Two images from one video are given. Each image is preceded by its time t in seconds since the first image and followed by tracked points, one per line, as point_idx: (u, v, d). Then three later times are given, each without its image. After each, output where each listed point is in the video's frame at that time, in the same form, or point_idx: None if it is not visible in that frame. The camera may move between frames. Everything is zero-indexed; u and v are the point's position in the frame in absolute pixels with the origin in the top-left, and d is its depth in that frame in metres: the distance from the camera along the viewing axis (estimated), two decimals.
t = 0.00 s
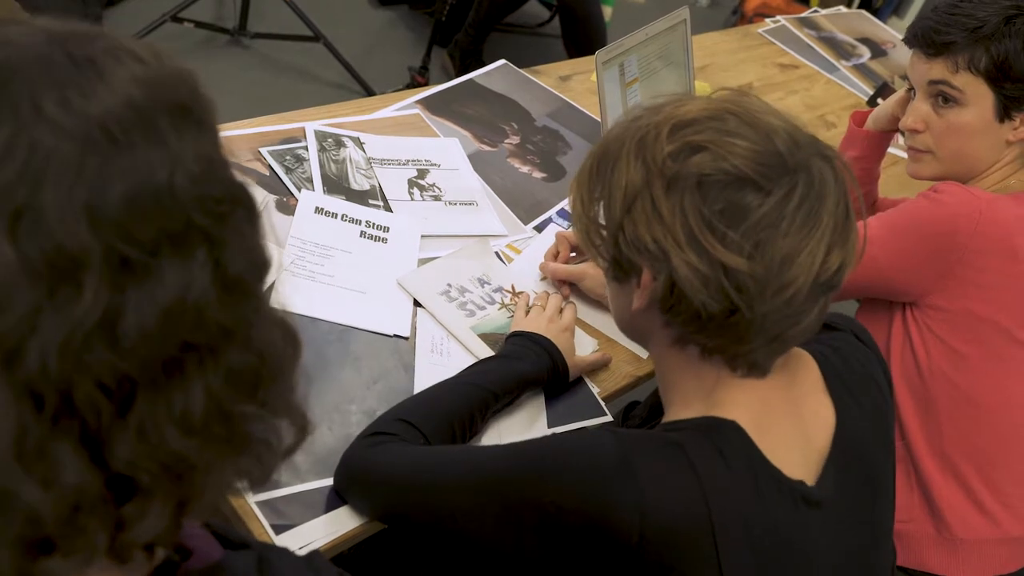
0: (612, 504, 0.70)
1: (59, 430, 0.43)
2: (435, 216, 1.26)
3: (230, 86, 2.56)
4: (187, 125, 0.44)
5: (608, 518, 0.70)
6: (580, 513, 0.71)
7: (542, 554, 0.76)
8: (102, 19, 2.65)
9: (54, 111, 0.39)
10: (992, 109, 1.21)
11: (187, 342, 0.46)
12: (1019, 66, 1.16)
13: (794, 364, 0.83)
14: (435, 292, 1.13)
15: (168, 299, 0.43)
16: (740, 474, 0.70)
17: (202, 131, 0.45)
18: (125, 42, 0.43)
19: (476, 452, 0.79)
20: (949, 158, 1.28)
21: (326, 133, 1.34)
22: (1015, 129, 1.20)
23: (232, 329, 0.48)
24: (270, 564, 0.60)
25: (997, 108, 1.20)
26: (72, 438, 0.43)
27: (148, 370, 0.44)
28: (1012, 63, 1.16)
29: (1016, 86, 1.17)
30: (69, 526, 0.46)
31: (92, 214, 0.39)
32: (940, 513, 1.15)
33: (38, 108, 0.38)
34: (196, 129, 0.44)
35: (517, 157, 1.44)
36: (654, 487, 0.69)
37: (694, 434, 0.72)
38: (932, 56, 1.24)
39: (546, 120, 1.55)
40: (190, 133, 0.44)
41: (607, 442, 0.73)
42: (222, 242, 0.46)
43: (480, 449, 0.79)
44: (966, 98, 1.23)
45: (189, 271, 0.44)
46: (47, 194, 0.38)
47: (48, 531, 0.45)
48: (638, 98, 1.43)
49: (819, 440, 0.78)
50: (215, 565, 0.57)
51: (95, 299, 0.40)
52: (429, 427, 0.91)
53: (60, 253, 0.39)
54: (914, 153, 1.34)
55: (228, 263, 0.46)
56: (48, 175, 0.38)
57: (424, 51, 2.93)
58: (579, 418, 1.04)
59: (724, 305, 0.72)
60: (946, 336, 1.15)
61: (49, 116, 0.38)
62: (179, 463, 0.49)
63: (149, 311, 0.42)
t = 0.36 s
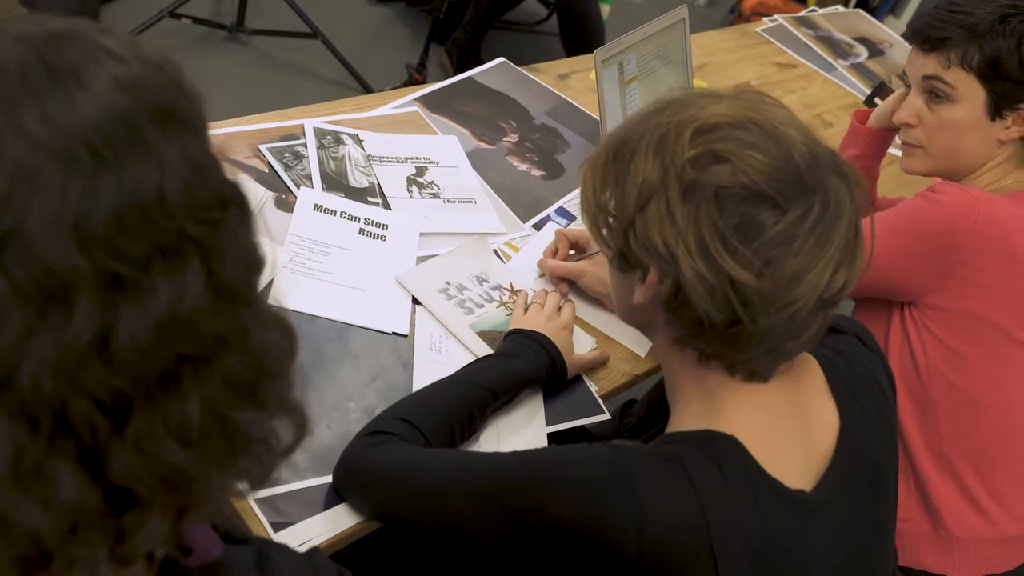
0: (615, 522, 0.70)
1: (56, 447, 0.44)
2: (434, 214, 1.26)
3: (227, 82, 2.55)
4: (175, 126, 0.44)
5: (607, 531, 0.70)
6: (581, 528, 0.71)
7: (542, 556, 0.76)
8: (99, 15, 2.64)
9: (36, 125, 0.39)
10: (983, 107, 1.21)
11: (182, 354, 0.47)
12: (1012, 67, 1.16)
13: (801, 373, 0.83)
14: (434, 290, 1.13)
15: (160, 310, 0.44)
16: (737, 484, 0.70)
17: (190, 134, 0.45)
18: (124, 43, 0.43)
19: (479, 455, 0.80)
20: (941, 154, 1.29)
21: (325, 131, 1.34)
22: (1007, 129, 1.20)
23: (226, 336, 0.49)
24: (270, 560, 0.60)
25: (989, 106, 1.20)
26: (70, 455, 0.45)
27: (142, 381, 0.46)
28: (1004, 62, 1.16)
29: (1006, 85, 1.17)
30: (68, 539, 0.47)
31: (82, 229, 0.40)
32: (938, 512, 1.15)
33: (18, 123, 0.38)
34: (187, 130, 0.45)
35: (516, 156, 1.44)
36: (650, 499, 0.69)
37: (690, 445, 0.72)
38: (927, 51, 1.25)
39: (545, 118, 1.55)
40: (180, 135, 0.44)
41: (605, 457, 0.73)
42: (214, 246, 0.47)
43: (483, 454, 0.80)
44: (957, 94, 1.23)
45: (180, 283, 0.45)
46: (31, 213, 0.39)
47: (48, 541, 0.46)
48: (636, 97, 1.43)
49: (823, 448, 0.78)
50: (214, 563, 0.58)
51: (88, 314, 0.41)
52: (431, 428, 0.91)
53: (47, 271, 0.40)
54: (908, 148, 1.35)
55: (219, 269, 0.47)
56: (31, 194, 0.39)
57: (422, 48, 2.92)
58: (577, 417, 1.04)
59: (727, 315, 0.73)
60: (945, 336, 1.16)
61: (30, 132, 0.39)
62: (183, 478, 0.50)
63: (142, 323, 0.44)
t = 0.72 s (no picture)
0: None
1: None
2: (418, 214, 1.26)
3: (210, 81, 2.54)
4: (140, 114, 0.42)
5: None
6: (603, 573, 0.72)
7: None
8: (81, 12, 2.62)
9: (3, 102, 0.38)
10: (954, 104, 1.22)
11: (141, 340, 0.43)
12: (986, 69, 1.19)
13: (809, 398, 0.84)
14: (418, 291, 1.13)
15: (111, 294, 0.41)
16: (759, 522, 0.70)
17: (158, 120, 0.43)
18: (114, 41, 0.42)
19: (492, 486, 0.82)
20: (916, 150, 1.29)
21: (310, 130, 1.33)
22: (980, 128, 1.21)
23: (188, 330, 0.46)
24: (253, 560, 0.60)
25: (961, 103, 1.22)
26: (12, 432, 0.41)
27: (87, 369, 0.42)
28: (975, 60, 1.19)
29: (975, 81, 1.20)
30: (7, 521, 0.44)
31: (32, 200, 0.38)
32: (919, 508, 1.16)
33: None
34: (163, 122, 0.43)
35: (501, 157, 1.44)
36: (675, 547, 0.69)
37: (708, 487, 0.72)
38: (907, 47, 1.28)
39: (530, 119, 1.55)
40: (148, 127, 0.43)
41: (627, 505, 0.73)
42: (179, 230, 0.44)
43: (493, 486, 0.82)
44: (930, 89, 1.25)
45: (138, 266, 0.42)
46: None
47: None
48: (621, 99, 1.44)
49: (832, 473, 0.79)
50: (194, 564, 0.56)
51: (28, 288, 0.38)
52: (438, 446, 0.91)
53: None
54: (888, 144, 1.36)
55: (179, 258, 0.44)
56: None
57: (408, 48, 2.92)
58: (562, 418, 1.04)
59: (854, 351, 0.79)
60: (943, 345, 1.15)
61: None
62: (130, 476, 0.47)
63: (91, 307, 0.41)
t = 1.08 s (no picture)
0: None
1: None
2: (406, 212, 1.26)
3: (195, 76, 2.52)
4: (156, 145, 0.46)
5: None
6: None
7: None
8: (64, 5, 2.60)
9: None
10: (955, 107, 1.23)
11: (138, 336, 0.48)
12: (988, 73, 1.19)
13: (808, 402, 0.84)
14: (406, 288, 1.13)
15: (89, 296, 0.44)
16: (755, 530, 0.71)
17: (150, 138, 0.45)
18: (98, 45, 0.45)
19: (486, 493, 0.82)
20: (914, 152, 1.29)
21: (297, 126, 1.33)
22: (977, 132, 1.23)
23: (166, 334, 0.49)
24: (232, 549, 0.60)
25: (962, 107, 1.22)
26: None
27: (57, 365, 0.45)
28: (978, 64, 1.20)
29: (977, 86, 1.20)
30: None
31: (35, 184, 0.42)
32: (907, 508, 1.17)
33: None
34: (170, 144, 0.46)
35: (489, 155, 1.44)
36: (676, 554, 0.69)
37: (701, 492, 0.73)
38: (908, 49, 1.28)
39: (517, 117, 1.55)
40: (150, 146, 0.45)
41: (626, 512, 0.73)
42: (171, 250, 0.47)
43: (490, 492, 0.82)
44: (932, 92, 1.25)
45: (113, 274, 0.45)
46: None
47: None
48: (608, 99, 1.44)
49: (828, 479, 0.79)
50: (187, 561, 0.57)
51: (5, 269, 0.42)
52: (430, 450, 0.92)
53: None
54: (883, 145, 1.36)
55: (167, 281, 0.48)
56: None
57: (394, 45, 2.91)
58: (548, 415, 1.04)
59: (853, 353, 0.79)
60: (934, 354, 1.15)
61: None
62: (85, 478, 0.49)
63: (66, 304, 0.44)
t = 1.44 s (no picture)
0: (616, 559, 0.71)
1: None
2: (392, 191, 1.25)
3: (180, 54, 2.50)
4: (144, 124, 0.47)
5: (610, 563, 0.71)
6: (580, 556, 0.72)
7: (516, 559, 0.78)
8: None
9: None
10: (975, 97, 1.20)
11: (117, 314, 0.48)
12: (1003, 58, 1.18)
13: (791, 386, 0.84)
14: (391, 268, 1.13)
15: (68, 272, 0.45)
16: (735, 509, 0.72)
17: (136, 117, 0.46)
18: (87, 20, 0.46)
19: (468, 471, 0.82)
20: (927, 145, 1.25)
21: (283, 104, 1.32)
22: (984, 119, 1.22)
23: (148, 314, 0.50)
24: (216, 522, 0.60)
25: (979, 95, 1.20)
26: None
27: (35, 342, 0.46)
28: (996, 52, 1.18)
29: (995, 75, 1.19)
30: None
31: (17, 156, 0.42)
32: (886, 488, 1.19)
33: None
34: (159, 122, 0.47)
35: (475, 135, 1.43)
36: (657, 533, 0.70)
37: (684, 473, 0.73)
38: (922, 39, 1.21)
39: (504, 98, 1.55)
40: (138, 125, 0.47)
41: (609, 492, 0.74)
42: (155, 231, 0.48)
43: (472, 470, 0.82)
44: (952, 84, 1.21)
45: (94, 255, 0.46)
46: None
47: None
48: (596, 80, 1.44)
49: (809, 461, 0.80)
50: (172, 540, 0.55)
51: None
52: (414, 428, 0.92)
53: None
54: (889, 140, 1.30)
55: (149, 261, 0.48)
56: None
57: (381, 25, 2.89)
58: (532, 394, 1.04)
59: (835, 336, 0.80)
60: (915, 339, 1.15)
61: None
62: (58, 453, 0.49)
63: (45, 279, 0.45)
